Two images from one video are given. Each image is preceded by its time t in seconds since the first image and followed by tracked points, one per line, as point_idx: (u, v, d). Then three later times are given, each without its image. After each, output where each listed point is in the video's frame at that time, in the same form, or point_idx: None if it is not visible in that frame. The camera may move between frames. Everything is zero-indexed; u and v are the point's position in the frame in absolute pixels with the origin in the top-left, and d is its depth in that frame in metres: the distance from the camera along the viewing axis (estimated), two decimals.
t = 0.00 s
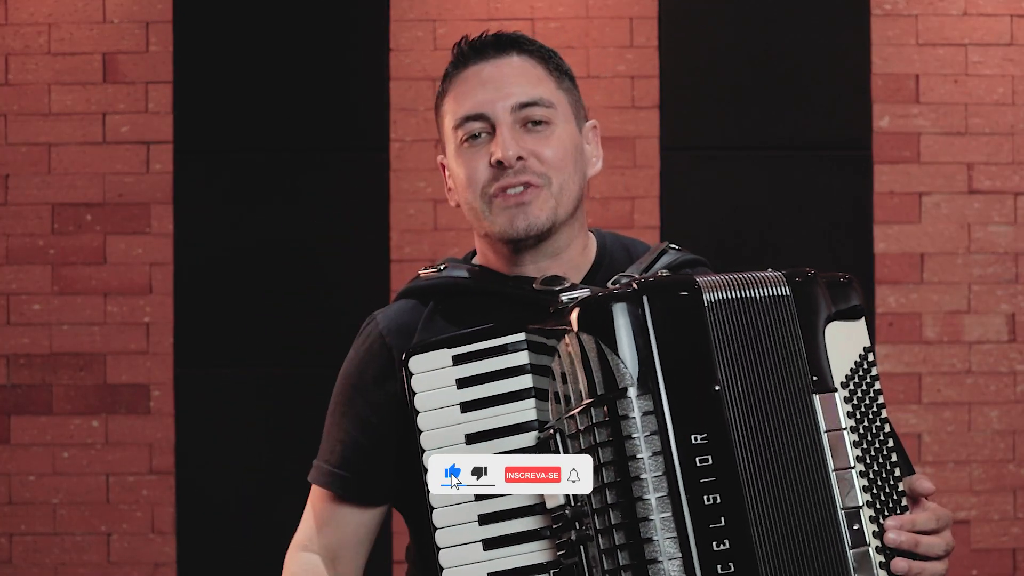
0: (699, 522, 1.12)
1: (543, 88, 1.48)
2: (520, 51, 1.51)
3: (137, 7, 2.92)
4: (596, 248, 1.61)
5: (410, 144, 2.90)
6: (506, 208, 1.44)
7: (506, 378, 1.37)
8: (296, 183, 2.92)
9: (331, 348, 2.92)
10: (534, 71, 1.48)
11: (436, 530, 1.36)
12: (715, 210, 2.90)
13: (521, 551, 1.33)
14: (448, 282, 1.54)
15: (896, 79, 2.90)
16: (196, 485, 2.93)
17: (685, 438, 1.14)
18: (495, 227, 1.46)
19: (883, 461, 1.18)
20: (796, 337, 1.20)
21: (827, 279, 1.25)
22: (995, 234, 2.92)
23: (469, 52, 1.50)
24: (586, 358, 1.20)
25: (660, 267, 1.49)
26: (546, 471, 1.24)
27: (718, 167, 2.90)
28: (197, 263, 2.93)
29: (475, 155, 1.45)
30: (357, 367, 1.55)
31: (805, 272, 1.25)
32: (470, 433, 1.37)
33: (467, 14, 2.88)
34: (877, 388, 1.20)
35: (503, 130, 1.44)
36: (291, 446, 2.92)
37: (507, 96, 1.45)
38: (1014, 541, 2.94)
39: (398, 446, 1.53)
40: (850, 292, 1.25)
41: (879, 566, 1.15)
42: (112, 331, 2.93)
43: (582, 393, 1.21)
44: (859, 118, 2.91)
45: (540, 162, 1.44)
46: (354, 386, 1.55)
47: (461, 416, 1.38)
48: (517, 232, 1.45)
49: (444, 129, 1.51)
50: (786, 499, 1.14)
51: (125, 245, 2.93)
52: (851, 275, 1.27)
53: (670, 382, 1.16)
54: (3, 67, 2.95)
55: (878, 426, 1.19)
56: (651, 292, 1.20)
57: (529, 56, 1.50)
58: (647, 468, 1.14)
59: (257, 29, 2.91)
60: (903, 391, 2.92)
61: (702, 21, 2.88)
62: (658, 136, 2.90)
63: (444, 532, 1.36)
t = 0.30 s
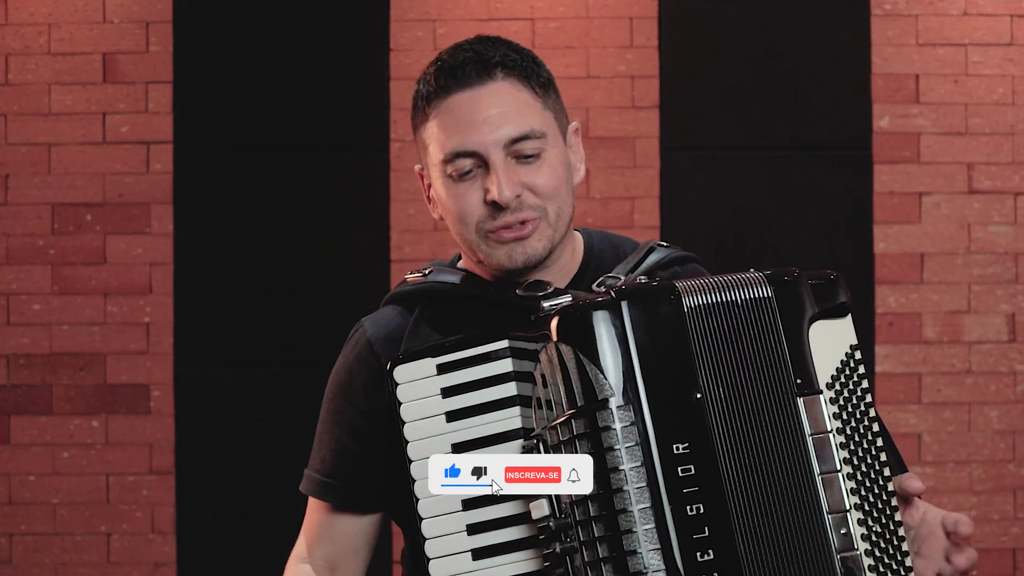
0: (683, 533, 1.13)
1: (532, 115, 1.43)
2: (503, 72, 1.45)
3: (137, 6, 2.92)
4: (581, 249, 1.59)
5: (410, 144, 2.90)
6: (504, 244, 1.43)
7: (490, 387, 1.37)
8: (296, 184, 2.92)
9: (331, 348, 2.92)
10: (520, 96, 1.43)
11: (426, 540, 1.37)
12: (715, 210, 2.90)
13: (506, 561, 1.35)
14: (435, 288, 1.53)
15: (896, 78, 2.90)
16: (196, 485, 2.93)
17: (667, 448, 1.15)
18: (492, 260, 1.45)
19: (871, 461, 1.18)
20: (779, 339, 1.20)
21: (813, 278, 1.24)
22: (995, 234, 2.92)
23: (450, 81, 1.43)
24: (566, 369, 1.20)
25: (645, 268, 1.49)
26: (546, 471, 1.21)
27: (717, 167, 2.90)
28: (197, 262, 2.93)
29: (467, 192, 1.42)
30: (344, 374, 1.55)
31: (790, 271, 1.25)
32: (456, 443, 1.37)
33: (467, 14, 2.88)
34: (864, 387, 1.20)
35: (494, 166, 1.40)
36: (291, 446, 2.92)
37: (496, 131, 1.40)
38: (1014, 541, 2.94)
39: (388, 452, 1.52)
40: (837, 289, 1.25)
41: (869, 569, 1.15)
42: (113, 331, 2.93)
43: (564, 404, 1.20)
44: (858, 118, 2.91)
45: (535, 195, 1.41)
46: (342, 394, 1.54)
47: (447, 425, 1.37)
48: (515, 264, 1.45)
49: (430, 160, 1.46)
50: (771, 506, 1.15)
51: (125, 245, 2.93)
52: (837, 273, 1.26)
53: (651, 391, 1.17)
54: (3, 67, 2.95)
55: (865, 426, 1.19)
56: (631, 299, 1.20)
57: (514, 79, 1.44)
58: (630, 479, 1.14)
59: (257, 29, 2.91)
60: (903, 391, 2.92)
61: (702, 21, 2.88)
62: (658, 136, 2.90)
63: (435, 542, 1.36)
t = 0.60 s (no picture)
0: (680, 536, 1.13)
1: (540, 123, 1.42)
2: (504, 82, 1.44)
3: (137, 7, 2.92)
4: (580, 249, 1.60)
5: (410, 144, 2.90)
6: (528, 252, 1.43)
7: (489, 389, 1.37)
8: (296, 183, 2.92)
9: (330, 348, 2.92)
10: (525, 104, 1.42)
11: (426, 543, 1.37)
12: (715, 210, 2.90)
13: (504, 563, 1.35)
14: (432, 290, 1.53)
15: (896, 79, 2.90)
16: (196, 485, 2.93)
17: (664, 452, 1.15)
18: (517, 270, 1.45)
19: (870, 461, 1.18)
20: (777, 341, 1.20)
21: (812, 278, 1.24)
22: (995, 234, 2.93)
23: (452, 97, 1.43)
24: (563, 372, 1.20)
25: (643, 267, 1.49)
26: (546, 471, 1.21)
27: (717, 167, 2.90)
28: (197, 262, 2.92)
29: (484, 207, 1.42)
30: (336, 372, 1.56)
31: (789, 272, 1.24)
32: (456, 445, 1.37)
33: (467, 14, 2.88)
34: (862, 387, 1.20)
35: (510, 178, 1.39)
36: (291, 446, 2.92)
37: (506, 142, 1.39)
38: (1014, 541, 2.94)
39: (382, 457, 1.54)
40: (836, 289, 1.24)
41: (868, 570, 1.15)
42: (112, 331, 2.93)
43: (560, 407, 1.20)
44: (858, 119, 2.91)
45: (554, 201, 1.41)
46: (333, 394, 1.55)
47: (445, 427, 1.38)
48: (540, 271, 1.45)
49: (442, 179, 1.45)
50: (770, 509, 1.15)
51: (125, 245, 2.93)
52: (836, 272, 1.26)
53: (648, 394, 1.17)
54: (3, 67, 2.95)
55: (864, 427, 1.19)
56: (628, 302, 1.20)
57: (516, 88, 1.44)
58: (627, 483, 1.15)
59: (257, 29, 2.91)
60: (903, 391, 2.92)
61: (702, 21, 2.88)
62: (658, 136, 2.90)
63: (434, 544, 1.36)
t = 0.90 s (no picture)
0: (682, 533, 1.14)
1: (520, 133, 1.41)
2: (493, 87, 1.43)
3: (137, 7, 2.92)
4: (586, 249, 1.60)
5: (410, 144, 2.90)
6: (493, 262, 1.44)
7: (492, 386, 1.37)
8: (296, 183, 2.92)
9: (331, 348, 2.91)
10: (510, 112, 1.41)
11: (427, 540, 1.37)
12: (715, 210, 2.90)
13: (506, 560, 1.34)
14: (440, 283, 1.55)
15: (896, 78, 2.90)
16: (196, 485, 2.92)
17: (666, 449, 1.16)
18: (478, 274, 1.46)
19: (873, 462, 1.18)
20: (780, 340, 1.20)
21: (816, 279, 1.24)
22: (995, 234, 2.92)
23: (438, 97, 1.42)
24: (567, 369, 1.21)
25: (649, 268, 1.49)
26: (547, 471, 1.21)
27: (717, 167, 2.90)
28: (197, 262, 2.92)
29: (451, 209, 1.43)
30: (333, 348, 1.59)
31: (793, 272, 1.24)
32: (459, 442, 1.37)
33: (467, 14, 2.88)
34: (865, 388, 1.20)
35: (477, 185, 1.40)
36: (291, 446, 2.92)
37: (479, 149, 1.39)
38: (1014, 541, 2.94)
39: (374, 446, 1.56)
40: (840, 290, 1.24)
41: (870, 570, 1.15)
42: (112, 331, 2.93)
43: (565, 403, 1.21)
44: (859, 118, 2.91)
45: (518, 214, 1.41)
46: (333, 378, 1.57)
47: (449, 424, 1.38)
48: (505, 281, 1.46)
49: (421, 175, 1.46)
50: (771, 507, 1.15)
51: (125, 245, 2.93)
52: (840, 273, 1.26)
53: (651, 392, 1.17)
54: (3, 67, 2.95)
55: (867, 427, 1.19)
56: (632, 300, 1.20)
57: (502, 95, 1.42)
58: (629, 479, 1.15)
59: (257, 28, 2.91)
60: (903, 391, 2.92)
61: (702, 21, 2.88)
62: (658, 136, 2.90)
63: (436, 541, 1.36)
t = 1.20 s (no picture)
0: (689, 529, 1.13)
1: (538, 138, 1.41)
2: (514, 90, 1.42)
3: (137, 6, 2.92)
4: (592, 249, 1.61)
5: (410, 144, 2.90)
6: (499, 264, 1.44)
7: (499, 383, 1.37)
8: (296, 183, 2.92)
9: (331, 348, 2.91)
10: (529, 117, 1.41)
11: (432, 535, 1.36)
12: (715, 210, 2.90)
13: (513, 556, 1.34)
14: (448, 281, 1.56)
15: (896, 78, 2.90)
16: (196, 485, 2.92)
17: (674, 445, 1.15)
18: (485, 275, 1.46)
19: (878, 462, 1.18)
20: (788, 339, 1.20)
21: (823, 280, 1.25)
22: (995, 234, 2.93)
23: (459, 96, 1.42)
24: (575, 365, 1.21)
25: (655, 269, 1.49)
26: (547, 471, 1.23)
27: (717, 167, 2.90)
28: (196, 262, 2.92)
29: (463, 208, 1.43)
30: (343, 347, 1.58)
31: (800, 272, 1.25)
32: (466, 438, 1.37)
33: (467, 14, 2.88)
34: (872, 389, 1.20)
35: (492, 187, 1.40)
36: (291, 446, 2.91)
37: (497, 151, 1.39)
38: (1014, 541, 2.94)
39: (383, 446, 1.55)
40: (846, 292, 1.25)
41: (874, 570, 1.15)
42: (112, 331, 2.93)
43: (573, 399, 1.21)
44: (859, 118, 2.91)
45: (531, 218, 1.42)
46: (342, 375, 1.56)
47: (456, 420, 1.38)
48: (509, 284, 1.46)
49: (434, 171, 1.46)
50: (778, 504, 1.15)
51: (125, 245, 2.93)
52: (846, 276, 1.27)
53: (659, 387, 1.16)
54: (3, 67, 2.95)
55: (872, 427, 1.19)
56: (641, 297, 1.20)
57: (524, 99, 1.42)
58: (636, 474, 1.14)
59: (257, 28, 2.91)
60: (903, 391, 2.92)
61: (703, 21, 2.88)
62: (658, 136, 2.90)
63: (441, 536, 1.36)
